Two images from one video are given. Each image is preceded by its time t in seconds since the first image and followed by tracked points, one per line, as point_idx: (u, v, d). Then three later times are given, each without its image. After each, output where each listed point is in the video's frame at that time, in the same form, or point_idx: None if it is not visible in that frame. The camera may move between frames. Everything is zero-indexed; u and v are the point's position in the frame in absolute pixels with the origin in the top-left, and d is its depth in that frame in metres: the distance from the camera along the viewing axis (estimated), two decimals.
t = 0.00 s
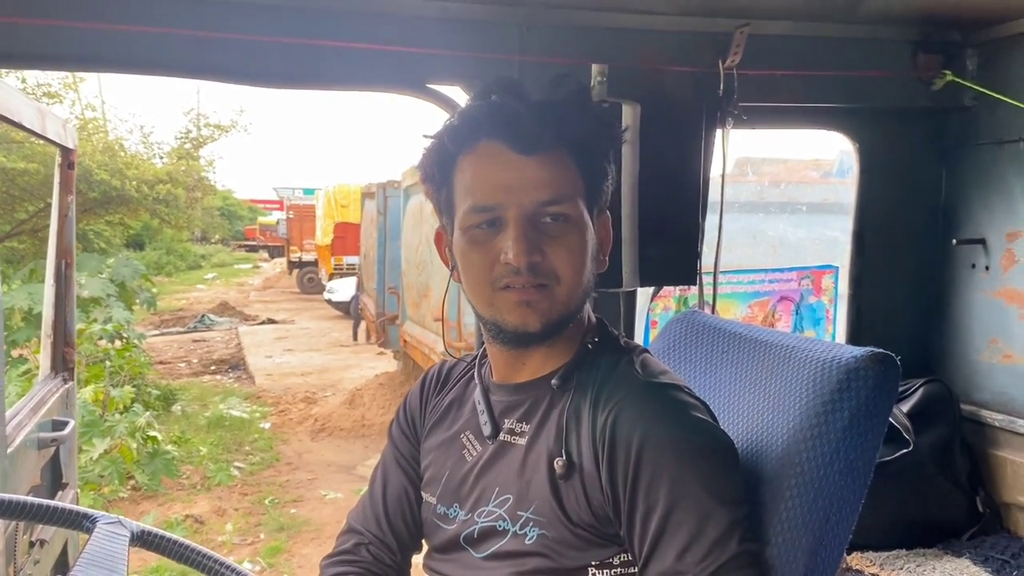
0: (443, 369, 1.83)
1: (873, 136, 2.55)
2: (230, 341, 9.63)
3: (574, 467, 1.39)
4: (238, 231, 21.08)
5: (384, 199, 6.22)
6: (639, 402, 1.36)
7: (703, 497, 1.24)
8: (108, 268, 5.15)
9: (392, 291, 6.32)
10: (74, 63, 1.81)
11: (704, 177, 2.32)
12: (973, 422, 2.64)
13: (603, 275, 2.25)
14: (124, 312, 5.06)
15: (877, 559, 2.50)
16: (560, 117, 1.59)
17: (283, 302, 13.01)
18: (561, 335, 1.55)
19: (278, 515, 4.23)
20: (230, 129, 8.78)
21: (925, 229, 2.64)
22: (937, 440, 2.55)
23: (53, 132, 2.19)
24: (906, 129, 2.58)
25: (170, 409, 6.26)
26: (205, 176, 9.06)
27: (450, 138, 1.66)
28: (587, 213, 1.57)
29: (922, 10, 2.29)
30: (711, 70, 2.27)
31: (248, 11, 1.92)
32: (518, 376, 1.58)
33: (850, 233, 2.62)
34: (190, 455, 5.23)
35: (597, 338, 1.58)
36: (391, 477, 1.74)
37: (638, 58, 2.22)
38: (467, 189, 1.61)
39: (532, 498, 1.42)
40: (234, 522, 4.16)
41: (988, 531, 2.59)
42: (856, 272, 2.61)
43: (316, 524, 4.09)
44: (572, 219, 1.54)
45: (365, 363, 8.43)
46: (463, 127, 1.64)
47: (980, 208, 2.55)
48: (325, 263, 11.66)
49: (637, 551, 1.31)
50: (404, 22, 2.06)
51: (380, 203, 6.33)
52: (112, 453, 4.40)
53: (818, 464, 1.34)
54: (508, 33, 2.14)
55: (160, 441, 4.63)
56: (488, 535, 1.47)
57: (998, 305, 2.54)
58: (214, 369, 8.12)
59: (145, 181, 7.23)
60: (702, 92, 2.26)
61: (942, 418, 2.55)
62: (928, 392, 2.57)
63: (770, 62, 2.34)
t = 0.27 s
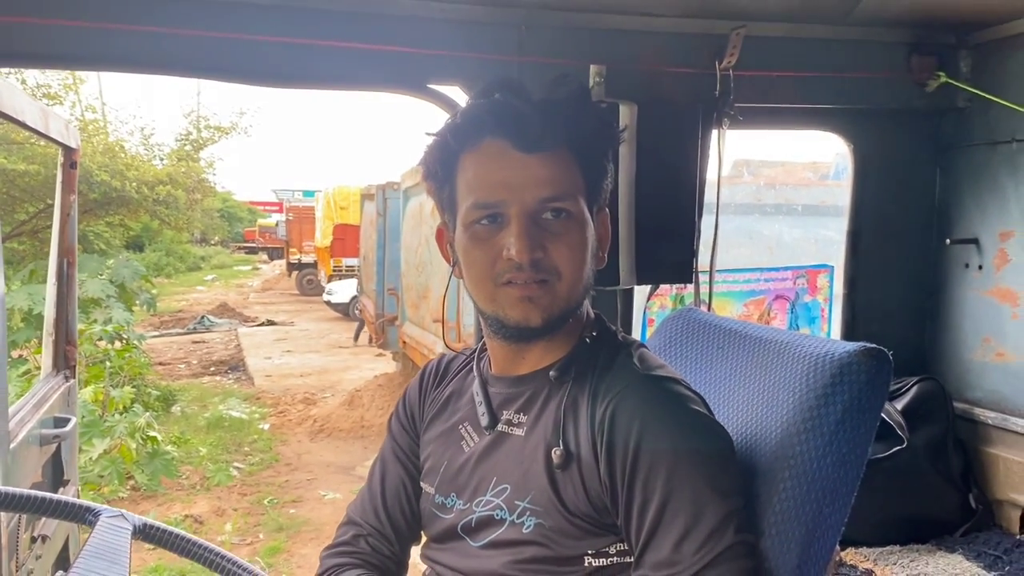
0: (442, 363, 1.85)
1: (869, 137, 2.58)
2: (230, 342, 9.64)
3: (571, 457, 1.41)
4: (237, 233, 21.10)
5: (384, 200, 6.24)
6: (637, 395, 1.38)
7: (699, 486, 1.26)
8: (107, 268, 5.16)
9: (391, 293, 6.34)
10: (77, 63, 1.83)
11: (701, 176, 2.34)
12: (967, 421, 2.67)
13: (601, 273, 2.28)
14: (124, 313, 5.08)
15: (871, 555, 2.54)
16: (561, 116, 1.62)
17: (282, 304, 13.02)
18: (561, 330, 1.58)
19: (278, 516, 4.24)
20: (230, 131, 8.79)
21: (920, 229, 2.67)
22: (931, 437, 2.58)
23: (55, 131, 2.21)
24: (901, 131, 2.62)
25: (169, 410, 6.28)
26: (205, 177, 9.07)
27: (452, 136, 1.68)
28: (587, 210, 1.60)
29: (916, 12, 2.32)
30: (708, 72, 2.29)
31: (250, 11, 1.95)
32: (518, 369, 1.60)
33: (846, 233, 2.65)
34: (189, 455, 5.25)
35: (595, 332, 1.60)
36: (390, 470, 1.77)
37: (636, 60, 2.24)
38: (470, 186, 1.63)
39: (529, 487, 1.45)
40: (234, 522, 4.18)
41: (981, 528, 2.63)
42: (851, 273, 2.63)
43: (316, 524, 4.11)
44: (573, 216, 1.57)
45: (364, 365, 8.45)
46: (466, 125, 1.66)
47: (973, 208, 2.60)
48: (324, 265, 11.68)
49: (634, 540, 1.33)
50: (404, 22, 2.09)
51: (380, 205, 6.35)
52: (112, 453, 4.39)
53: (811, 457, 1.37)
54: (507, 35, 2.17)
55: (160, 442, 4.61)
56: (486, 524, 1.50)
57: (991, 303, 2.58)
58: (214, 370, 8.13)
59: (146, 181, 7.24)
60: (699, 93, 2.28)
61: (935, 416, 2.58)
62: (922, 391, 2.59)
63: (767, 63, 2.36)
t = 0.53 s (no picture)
0: (431, 367, 1.87)
1: (856, 145, 2.61)
2: (222, 345, 9.63)
3: (558, 460, 1.44)
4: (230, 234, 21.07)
5: (378, 204, 6.26)
6: (623, 399, 1.41)
7: (682, 489, 1.29)
8: (99, 270, 5.16)
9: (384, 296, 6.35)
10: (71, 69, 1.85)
11: (689, 182, 2.36)
12: (952, 425, 2.72)
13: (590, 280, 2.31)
14: (116, 315, 5.09)
15: (855, 558, 2.56)
16: (550, 127, 1.64)
17: (275, 306, 13.02)
18: (549, 337, 1.60)
19: (269, 519, 4.24)
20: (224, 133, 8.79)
21: (906, 236, 2.72)
22: (915, 443, 2.62)
23: (49, 135, 2.23)
24: (888, 139, 2.65)
25: (160, 413, 6.21)
26: (199, 179, 9.07)
27: (443, 146, 1.71)
28: (575, 219, 1.62)
29: (902, 22, 2.36)
30: (697, 80, 2.33)
31: (244, 19, 1.97)
32: (507, 373, 1.63)
33: (832, 240, 2.68)
34: (181, 458, 5.25)
35: (582, 337, 1.63)
36: (378, 474, 1.79)
37: (626, 69, 2.27)
38: (460, 195, 1.65)
39: (516, 489, 1.48)
40: (225, 526, 4.18)
41: (964, 531, 2.66)
42: (837, 278, 2.66)
43: (307, 528, 4.11)
44: (561, 225, 1.59)
45: (357, 367, 8.45)
46: (456, 136, 1.68)
47: (959, 216, 2.65)
48: (318, 267, 11.69)
49: (619, 542, 1.36)
50: (397, 31, 2.11)
51: (374, 208, 6.37)
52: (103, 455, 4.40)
53: (793, 461, 1.39)
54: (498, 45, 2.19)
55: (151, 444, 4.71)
56: (473, 525, 1.52)
57: (976, 310, 2.63)
58: (206, 373, 8.12)
59: (140, 183, 7.23)
60: (687, 102, 2.32)
61: (920, 420, 2.63)
62: (907, 398, 2.65)
63: (755, 72, 2.40)
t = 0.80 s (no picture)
0: (414, 370, 1.90)
1: (838, 153, 2.67)
2: (213, 347, 9.62)
3: (536, 461, 1.46)
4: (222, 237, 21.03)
5: (369, 207, 6.30)
6: (601, 401, 1.43)
7: (657, 490, 1.32)
8: (91, 272, 5.09)
9: (375, 299, 6.37)
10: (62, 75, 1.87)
11: (672, 188, 2.42)
12: (931, 429, 2.81)
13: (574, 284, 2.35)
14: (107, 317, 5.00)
15: (835, 559, 2.62)
16: (530, 134, 1.67)
17: (267, 309, 13.03)
18: (529, 340, 1.62)
19: (260, 522, 4.25)
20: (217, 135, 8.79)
21: (889, 244, 2.80)
22: (895, 446, 2.69)
23: (38, 138, 2.25)
24: (868, 146, 2.72)
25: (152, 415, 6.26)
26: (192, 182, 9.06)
27: (423, 153, 1.73)
28: (555, 224, 1.65)
29: (883, 31, 2.41)
30: (680, 89, 2.39)
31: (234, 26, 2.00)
32: (486, 376, 1.66)
33: (814, 245, 2.74)
34: (171, 461, 5.23)
35: (562, 340, 1.65)
36: (361, 476, 1.81)
37: (609, 79, 2.34)
38: (441, 201, 1.67)
39: (495, 491, 1.50)
40: (216, 529, 4.19)
41: (942, 534, 2.73)
42: (819, 283, 2.74)
43: (298, 531, 4.12)
44: (540, 230, 1.62)
45: (349, 370, 8.48)
46: (437, 143, 1.70)
47: (939, 223, 2.74)
48: (310, 270, 11.71)
49: (596, 542, 1.39)
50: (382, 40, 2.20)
51: (365, 211, 6.40)
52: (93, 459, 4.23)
53: (767, 463, 1.42)
54: (482, 51, 2.29)
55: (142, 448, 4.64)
56: (454, 526, 1.54)
57: (955, 315, 2.72)
58: (198, 375, 8.12)
59: (134, 184, 7.27)
60: (670, 110, 2.38)
61: (899, 424, 2.71)
62: (887, 401, 2.71)
63: (738, 80, 2.45)
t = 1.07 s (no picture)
0: (375, 372, 1.87)
1: (800, 159, 2.71)
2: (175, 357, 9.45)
3: (498, 459, 1.45)
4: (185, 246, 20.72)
5: (334, 214, 6.24)
6: (562, 398, 1.43)
7: (618, 486, 1.32)
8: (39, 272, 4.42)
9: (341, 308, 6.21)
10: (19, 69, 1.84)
11: (635, 190, 2.45)
12: (891, 431, 2.85)
13: (538, 285, 2.35)
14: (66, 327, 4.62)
15: (796, 561, 2.64)
16: (469, 129, 1.66)
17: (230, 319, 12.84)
18: (490, 337, 1.61)
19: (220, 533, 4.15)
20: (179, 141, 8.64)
21: (849, 248, 2.85)
22: (855, 448, 2.74)
23: None
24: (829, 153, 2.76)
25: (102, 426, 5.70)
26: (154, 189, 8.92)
27: (365, 160, 1.72)
28: (504, 215, 1.64)
29: (841, 39, 2.46)
30: (643, 91, 2.42)
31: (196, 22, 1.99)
32: (449, 374, 1.64)
33: (775, 252, 2.77)
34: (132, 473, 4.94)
35: (525, 341, 1.63)
36: (321, 477, 1.78)
37: (572, 81, 2.37)
38: (387, 205, 1.67)
39: (456, 489, 1.48)
40: (175, 539, 4.09)
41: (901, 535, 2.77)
42: (781, 288, 2.78)
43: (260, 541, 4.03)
44: (489, 224, 1.61)
45: (313, 380, 8.38)
46: (378, 148, 1.70)
47: (897, 228, 2.81)
48: (274, 279, 11.58)
49: (557, 539, 1.38)
50: (343, 37, 2.22)
51: (330, 218, 6.35)
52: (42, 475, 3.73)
53: (727, 460, 1.42)
54: (446, 52, 2.30)
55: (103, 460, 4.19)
56: (414, 526, 1.52)
57: (912, 318, 2.78)
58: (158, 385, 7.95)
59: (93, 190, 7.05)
60: (633, 112, 2.40)
61: (859, 428, 2.76)
62: (847, 403, 2.77)
63: (699, 84, 2.49)
